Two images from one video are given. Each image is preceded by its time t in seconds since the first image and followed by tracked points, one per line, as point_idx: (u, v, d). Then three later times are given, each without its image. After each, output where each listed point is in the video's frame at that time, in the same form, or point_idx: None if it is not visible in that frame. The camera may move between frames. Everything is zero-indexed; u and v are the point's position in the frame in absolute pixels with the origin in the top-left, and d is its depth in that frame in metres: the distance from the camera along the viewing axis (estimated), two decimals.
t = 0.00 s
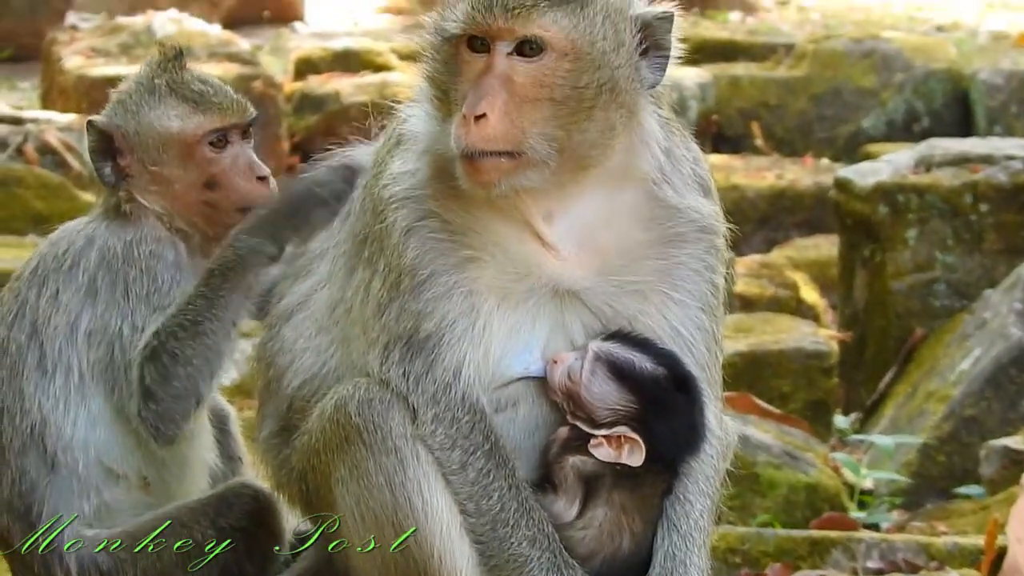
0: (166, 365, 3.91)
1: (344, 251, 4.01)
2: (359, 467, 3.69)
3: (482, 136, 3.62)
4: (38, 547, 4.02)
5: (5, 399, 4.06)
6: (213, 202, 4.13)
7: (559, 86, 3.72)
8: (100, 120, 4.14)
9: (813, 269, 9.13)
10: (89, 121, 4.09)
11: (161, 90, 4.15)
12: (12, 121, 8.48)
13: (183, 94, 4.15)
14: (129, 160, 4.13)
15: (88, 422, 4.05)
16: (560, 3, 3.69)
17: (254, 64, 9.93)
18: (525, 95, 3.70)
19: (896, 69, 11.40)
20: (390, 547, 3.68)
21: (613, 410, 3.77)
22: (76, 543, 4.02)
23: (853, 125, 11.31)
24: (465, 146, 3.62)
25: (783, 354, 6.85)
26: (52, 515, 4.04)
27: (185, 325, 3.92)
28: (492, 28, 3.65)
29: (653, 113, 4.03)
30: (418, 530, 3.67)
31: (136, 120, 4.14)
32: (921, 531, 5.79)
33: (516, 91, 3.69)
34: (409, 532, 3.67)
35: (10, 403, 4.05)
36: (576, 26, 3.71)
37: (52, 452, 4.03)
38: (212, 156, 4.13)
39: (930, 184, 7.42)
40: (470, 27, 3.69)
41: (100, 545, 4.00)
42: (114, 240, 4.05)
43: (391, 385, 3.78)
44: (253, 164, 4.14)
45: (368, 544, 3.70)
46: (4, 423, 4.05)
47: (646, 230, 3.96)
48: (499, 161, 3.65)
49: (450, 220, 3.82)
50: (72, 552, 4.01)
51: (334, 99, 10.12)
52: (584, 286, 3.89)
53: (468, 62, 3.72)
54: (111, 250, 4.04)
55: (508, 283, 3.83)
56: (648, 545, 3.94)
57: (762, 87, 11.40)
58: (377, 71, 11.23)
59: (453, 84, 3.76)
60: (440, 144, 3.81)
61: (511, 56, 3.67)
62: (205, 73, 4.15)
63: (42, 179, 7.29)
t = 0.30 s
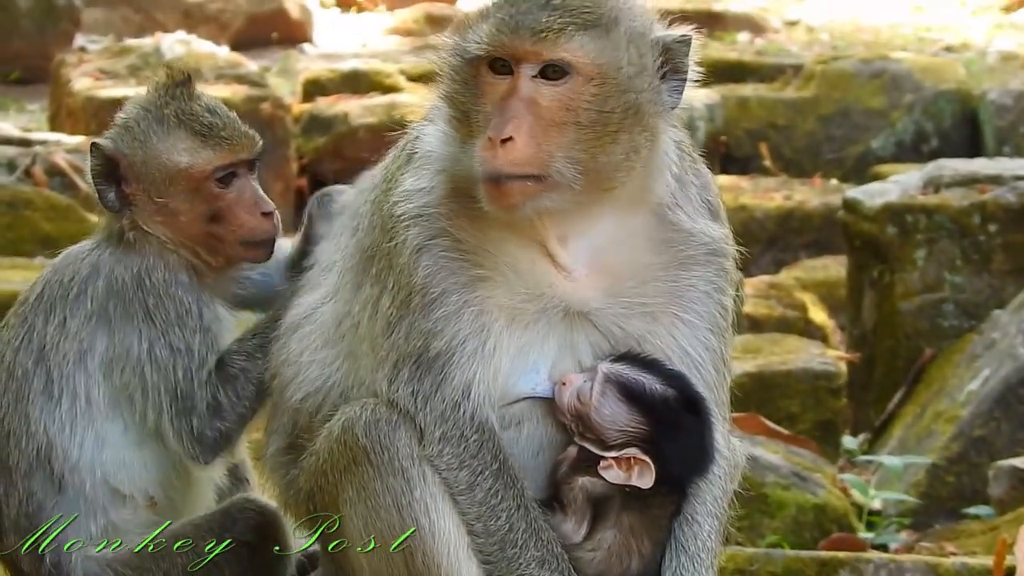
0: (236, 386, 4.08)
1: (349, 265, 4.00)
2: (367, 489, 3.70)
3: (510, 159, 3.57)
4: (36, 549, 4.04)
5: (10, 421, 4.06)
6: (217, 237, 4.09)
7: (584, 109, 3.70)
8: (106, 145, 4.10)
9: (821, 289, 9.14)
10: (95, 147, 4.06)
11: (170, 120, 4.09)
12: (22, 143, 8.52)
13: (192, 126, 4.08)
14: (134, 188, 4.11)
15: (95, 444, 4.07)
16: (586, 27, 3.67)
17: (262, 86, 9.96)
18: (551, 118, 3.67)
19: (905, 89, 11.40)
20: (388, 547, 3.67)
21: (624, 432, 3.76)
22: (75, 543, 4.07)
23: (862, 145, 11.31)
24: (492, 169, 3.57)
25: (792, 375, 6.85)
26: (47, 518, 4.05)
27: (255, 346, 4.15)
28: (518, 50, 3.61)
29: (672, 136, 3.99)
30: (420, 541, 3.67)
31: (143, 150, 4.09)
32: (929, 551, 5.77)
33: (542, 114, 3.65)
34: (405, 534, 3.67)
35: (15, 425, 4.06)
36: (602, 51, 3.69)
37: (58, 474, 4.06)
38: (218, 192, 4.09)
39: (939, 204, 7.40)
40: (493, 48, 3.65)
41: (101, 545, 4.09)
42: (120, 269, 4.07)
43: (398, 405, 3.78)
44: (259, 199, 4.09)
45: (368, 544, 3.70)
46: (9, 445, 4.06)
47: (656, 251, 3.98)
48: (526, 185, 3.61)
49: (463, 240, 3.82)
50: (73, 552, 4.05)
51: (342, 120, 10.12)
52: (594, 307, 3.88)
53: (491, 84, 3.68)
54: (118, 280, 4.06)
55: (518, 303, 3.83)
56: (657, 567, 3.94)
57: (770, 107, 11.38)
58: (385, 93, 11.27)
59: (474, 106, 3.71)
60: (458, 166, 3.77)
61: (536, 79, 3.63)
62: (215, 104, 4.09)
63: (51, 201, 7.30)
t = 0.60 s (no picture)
0: (208, 395, 4.00)
1: (360, 269, 3.98)
2: (377, 503, 3.71)
3: (578, 188, 3.51)
4: (36, 549, 4.04)
5: (15, 430, 4.07)
6: (213, 234, 4.06)
7: (643, 137, 3.66)
8: (98, 154, 4.10)
9: (829, 303, 9.13)
10: (86, 155, 4.05)
11: (157, 123, 4.08)
12: (31, 157, 8.54)
13: (179, 126, 4.07)
14: (128, 194, 4.10)
15: (99, 451, 4.08)
16: (650, 54, 3.60)
17: (270, 99, 9.98)
18: (612, 145, 3.61)
19: (913, 103, 11.40)
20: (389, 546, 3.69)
21: (632, 446, 3.75)
22: (75, 542, 4.07)
23: (870, 159, 11.31)
24: (558, 195, 3.51)
25: (801, 390, 6.84)
26: (47, 518, 4.05)
27: (234, 357, 4.02)
28: (583, 77, 3.54)
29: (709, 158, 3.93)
30: (419, 542, 3.68)
31: (133, 153, 4.08)
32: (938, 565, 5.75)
33: (604, 142, 3.59)
34: (408, 532, 3.69)
35: (20, 432, 4.07)
36: (666, 80, 3.63)
37: (62, 480, 4.06)
38: (210, 189, 4.07)
39: (948, 218, 7.41)
40: (551, 70, 3.58)
41: (102, 545, 4.09)
42: (119, 276, 4.06)
43: (408, 418, 3.77)
44: (253, 193, 4.06)
45: (367, 543, 3.73)
46: (14, 451, 4.06)
47: (668, 270, 3.97)
48: (589, 212, 3.56)
49: (481, 250, 3.78)
50: (73, 552, 4.06)
51: (351, 135, 10.15)
52: (605, 325, 3.89)
53: (545, 107, 3.60)
54: (116, 287, 4.05)
55: (532, 319, 3.81)
56: None
57: (778, 121, 11.38)
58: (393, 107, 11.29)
59: (523, 127, 3.62)
60: (498, 183, 3.68)
61: (597, 105, 3.57)
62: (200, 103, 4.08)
63: (60, 215, 7.32)
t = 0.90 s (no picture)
0: (166, 429, 3.96)
1: (369, 275, 3.98)
2: (384, 512, 3.71)
3: (650, 201, 3.51)
4: (37, 549, 4.04)
5: (21, 437, 4.07)
6: (221, 249, 4.03)
7: (699, 148, 3.64)
8: (109, 166, 4.07)
9: (837, 312, 9.13)
10: (97, 168, 4.03)
11: (165, 136, 4.04)
12: (38, 164, 8.57)
13: (186, 140, 4.03)
14: (137, 207, 4.06)
15: (101, 460, 4.06)
16: (703, 65, 3.59)
17: (277, 107, 10.00)
18: (672, 157, 3.59)
19: (921, 112, 11.39)
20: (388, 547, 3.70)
21: (636, 453, 3.75)
22: (75, 543, 4.05)
23: (878, 168, 11.31)
24: (633, 209, 3.51)
25: (807, 399, 6.84)
26: (48, 517, 4.05)
27: (188, 393, 3.93)
28: (645, 90, 3.52)
29: (738, 174, 3.86)
30: (419, 542, 3.69)
31: (140, 167, 4.04)
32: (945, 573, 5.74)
33: (665, 153, 3.57)
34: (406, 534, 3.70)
35: (25, 439, 4.07)
36: (721, 93, 3.62)
37: (63, 488, 4.04)
38: (216, 204, 4.01)
39: (955, 227, 7.42)
40: (609, 83, 3.54)
41: (101, 545, 4.07)
42: (121, 291, 4.02)
43: (417, 425, 3.77)
44: (259, 207, 4.00)
45: (367, 543, 3.75)
46: (21, 458, 4.07)
47: (675, 280, 3.98)
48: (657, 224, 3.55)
49: (496, 256, 3.75)
50: (72, 552, 4.04)
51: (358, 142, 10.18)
52: (613, 334, 3.90)
53: (603, 121, 3.56)
54: (117, 301, 4.02)
55: (543, 327, 3.80)
56: None
57: (786, 129, 11.38)
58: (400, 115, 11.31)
59: (580, 141, 3.59)
60: (554, 198, 3.66)
61: (657, 116, 3.55)
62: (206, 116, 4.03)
63: (67, 222, 7.32)
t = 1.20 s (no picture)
0: (177, 424, 3.85)
1: (374, 281, 3.97)
2: (387, 520, 3.71)
3: (702, 202, 3.54)
4: (38, 549, 4.03)
5: (36, 443, 4.06)
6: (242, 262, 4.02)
7: (728, 152, 3.70)
8: (129, 176, 4.01)
9: (841, 321, 9.12)
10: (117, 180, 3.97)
11: (184, 149, 3.97)
12: (41, 173, 8.58)
13: (206, 153, 3.95)
14: (156, 218, 3.99)
15: (115, 470, 4.04)
16: (735, 71, 3.70)
17: (281, 115, 10.03)
18: (709, 158, 3.64)
19: (924, 122, 11.39)
20: (387, 547, 3.69)
21: (641, 464, 3.75)
22: (76, 543, 4.02)
23: (881, 177, 11.31)
24: (689, 210, 3.54)
25: (811, 408, 6.84)
26: (51, 515, 4.04)
27: (191, 383, 3.83)
28: (688, 92, 3.57)
29: (754, 185, 3.88)
30: (419, 541, 3.68)
31: (159, 180, 3.97)
32: None
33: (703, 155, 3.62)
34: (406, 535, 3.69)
35: (39, 445, 4.05)
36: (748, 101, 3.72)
37: (74, 496, 4.03)
38: (234, 218, 3.97)
39: (959, 236, 7.41)
40: (651, 86, 3.59)
41: (102, 545, 4.03)
42: (138, 300, 4.00)
43: (421, 434, 3.77)
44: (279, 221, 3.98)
45: (367, 545, 3.74)
46: (33, 463, 4.05)
47: (685, 288, 3.97)
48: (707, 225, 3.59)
49: (505, 261, 3.74)
50: (75, 552, 4.02)
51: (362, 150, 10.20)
52: (619, 342, 3.90)
53: (645, 125, 3.60)
54: (134, 310, 4.00)
55: (553, 333, 3.80)
56: None
57: (790, 139, 11.38)
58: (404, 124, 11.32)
59: (623, 145, 3.62)
60: (598, 205, 3.66)
61: (697, 119, 3.60)
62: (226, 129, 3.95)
63: (70, 230, 7.33)
